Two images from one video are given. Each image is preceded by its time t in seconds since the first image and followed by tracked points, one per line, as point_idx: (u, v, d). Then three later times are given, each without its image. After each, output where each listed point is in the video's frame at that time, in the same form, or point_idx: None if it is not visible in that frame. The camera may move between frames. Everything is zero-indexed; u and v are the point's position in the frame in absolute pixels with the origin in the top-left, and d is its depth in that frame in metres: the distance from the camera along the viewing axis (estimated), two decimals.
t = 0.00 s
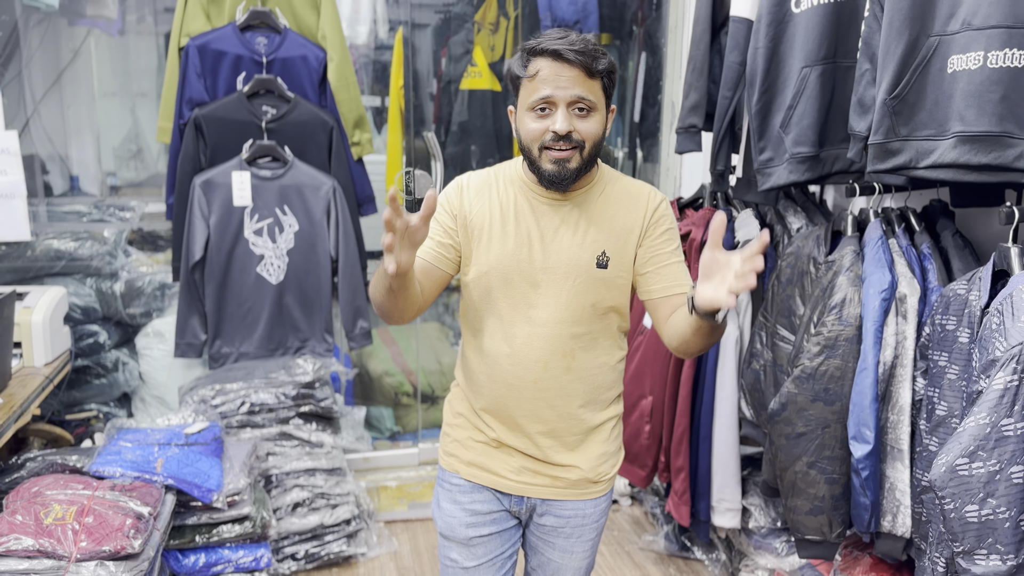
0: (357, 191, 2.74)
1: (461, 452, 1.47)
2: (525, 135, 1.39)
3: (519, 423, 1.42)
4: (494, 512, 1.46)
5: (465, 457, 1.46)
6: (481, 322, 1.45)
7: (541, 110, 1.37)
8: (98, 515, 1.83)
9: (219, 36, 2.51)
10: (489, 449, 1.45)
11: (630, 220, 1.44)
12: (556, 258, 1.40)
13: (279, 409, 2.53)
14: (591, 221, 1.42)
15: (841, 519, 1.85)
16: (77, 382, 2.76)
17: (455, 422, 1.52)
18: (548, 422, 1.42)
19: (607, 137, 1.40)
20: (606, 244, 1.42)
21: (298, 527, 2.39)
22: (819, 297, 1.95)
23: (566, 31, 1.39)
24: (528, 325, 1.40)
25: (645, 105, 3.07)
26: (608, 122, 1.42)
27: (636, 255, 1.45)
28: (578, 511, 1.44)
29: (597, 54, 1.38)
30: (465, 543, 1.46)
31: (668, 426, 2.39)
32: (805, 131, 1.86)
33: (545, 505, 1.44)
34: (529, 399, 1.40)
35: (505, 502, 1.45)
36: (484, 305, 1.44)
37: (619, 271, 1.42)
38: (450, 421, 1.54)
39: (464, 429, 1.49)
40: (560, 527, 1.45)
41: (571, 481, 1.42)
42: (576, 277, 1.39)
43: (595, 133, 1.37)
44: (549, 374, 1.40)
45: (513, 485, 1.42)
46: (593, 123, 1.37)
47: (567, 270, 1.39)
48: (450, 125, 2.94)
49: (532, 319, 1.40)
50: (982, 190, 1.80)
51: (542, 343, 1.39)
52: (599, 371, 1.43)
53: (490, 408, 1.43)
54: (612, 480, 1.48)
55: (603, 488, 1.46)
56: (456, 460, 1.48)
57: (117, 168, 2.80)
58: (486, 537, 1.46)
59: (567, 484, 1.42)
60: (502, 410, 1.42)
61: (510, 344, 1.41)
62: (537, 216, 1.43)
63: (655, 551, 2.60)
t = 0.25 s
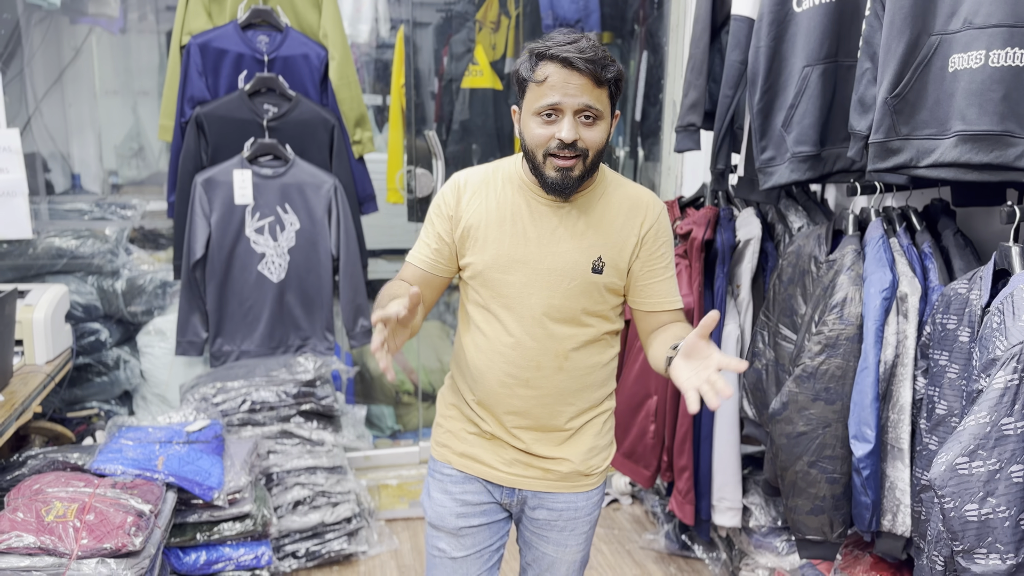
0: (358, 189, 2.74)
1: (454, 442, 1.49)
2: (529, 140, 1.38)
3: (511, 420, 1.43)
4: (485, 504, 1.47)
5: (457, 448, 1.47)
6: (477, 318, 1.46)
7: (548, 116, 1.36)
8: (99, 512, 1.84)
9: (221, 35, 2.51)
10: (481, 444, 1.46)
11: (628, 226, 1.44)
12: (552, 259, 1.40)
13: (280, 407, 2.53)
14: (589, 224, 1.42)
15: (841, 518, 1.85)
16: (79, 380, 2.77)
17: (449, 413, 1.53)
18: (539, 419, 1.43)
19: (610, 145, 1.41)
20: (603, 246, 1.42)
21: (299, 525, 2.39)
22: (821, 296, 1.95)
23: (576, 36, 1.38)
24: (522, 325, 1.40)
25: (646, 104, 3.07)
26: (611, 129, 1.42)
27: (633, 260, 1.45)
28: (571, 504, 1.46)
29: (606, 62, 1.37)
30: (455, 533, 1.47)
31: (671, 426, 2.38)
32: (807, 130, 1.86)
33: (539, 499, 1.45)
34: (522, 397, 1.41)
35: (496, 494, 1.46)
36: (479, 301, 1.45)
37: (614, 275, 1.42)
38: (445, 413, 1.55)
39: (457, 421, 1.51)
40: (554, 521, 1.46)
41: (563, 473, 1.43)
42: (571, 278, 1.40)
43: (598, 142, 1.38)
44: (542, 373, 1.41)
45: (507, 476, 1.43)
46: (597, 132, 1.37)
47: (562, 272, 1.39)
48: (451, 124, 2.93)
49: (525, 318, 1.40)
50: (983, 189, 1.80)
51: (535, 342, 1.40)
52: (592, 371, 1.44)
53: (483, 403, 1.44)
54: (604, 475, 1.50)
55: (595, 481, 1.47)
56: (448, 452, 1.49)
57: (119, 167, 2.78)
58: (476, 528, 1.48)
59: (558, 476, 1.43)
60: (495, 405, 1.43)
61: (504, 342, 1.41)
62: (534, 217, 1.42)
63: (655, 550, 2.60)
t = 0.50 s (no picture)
0: (361, 187, 2.75)
1: (440, 440, 1.48)
2: (512, 124, 1.39)
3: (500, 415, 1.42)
4: (467, 501, 1.47)
5: (443, 446, 1.47)
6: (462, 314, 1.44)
7: (529, 98, 1.38)
8: (101, 509, 1.84)
9: (223, 32, 2.51)
10: (468, 440, 1.45)
11: (614, 217, 1.45)
12: (539, 253, 1.39)
13: (283, 404, 2.54)
14: (576, 216, 1.42)
15: (843, 517, 1.85)
16: (81, 377, 2.78)
17: (434, 411, 1.52)
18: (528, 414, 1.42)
19: (592, 129, 1.43)
20: (590, 240, 1.41)
21: (301, 523, 2.40)
22: (823, 295, 1.95)
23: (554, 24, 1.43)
24: (510, 318, 1.40)
25: (649, 102, 3.07)
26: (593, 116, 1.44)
27: (619, 252, 1.45)
28: (558, 501, 1.45)
29: (583, 46, 1.41)
30: (431, 529, 1.47)
31: (673, 424, 2.36)
32: (809, 129, 1.85)
33: (525, 496, 1.45)
34: (511, 391, 1.41)
35: (480, 491, 1.46)
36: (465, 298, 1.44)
37: (602, 267, 1.42)
38: (429, 409, 1.54)
39: (442, 419, 1.49)
40: (541, 517, 1.46)
41: (548, 471, 1.43)
42: (559, 272, 1.39)
43: (581, 123, 1.39)
44: (531, 368, 1.40)
45: (490, 473, 1.44)
46: (579, 114, 1.39)
47: (551, 265, 1.39)
48: (453, 122, 2.93)
49: (513, 311, 1.40)
50: (985, 188, 1.80)
51: (524, 336, 1.39)
52: (580, 365, 1.43)
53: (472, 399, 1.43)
54: (592, 470, 1.50)
55: (582, 478, 1.47)
56: (435, 448, 1.48)
57: (121, 164, 2.79)
58: (454, 526, 1.48)
59: (544, 473, 1.44)
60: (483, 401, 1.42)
61: (491, 336, 1.40)
62: (521, 210, 1.41)
63: (657, 548, 2.60)
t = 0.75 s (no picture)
0: (363, 185, 2.75)
1: (411, 440, 1.48)
2: (469, 107, 1.39)
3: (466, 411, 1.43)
4: (439, 500, 1.48)
5: (415, 447, 1.48)
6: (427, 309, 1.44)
7: (484, 81, 1.40)
8: (103, 506, 1.84)
9: (226, 29, 2.52)
10: (436, 437, 1.45)
11: (576, 207, 1.44)
12: (500, 246, 1.39)
13: (285, 402, 2.53)
14: (537, 206, 1.42)
15: (845, 516, 1.85)
16: (83, 374, 2.78)
17: (404, 410, 1.52)
18: (494, 408, 1.42)
19: (549, 111, 1.44)
20: (551, 231, 1.41)
21: (303, 520, 2.41)
22: (826, 293, 1.95)
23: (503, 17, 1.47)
24: (472, 312, 1.39)
25: (651, 100, 3.07)
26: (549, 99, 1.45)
27: (582, 242, 1.44)
28: (528, 497, 1.45)
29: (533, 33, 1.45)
30: (407, 526, 1.49)
31: (674, 422, 2.36)
32: (812, 126, 1.85)
33: (497, 494, 1.46)
34: (475, 385, 1.41)
35: (452, 490, 1.47)
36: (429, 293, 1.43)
37: (564, 256, 1.42)
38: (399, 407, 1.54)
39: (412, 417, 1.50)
40: (514, 514, 1.46)
41: (515, 467, 1.44)
42: (519, 264, 1.39)
43: (537, 102, 1.40)
44: (494, 361, 1.40)
45: (459, 472, 1.45)
46: (534, 93, 1.40)
47: (512, 257, 1.38)
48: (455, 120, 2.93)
49: (475, 305, 1.39)
50: (990, 187, 1.80)
51: (486, 329, 1.39)
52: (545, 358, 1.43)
53: (440, 395, 1.43)
54: (563, 463, 1.49)
55: (553, 472, 1.47)
56: (406, 447, 1.49)
57: (124, 162, 2.79)
58: (429, 524, 1.49)
59: (512, 470, 1.44)
60: (450, 396, 1.43)
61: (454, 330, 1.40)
62: (483, 202, 1.41)
63: (659, 546, 2.60)
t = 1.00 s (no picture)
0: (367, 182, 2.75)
1: (381, 442, 1.48)
2: (430, 125, 1.38)
3: (433, 407, 1.43)
4: (416, 497, 1.48)
5: (386, 448, 1.47)
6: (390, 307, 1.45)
7: (442, 98, 1.38)
8: (107, 502, 1.84)
9: (230, 27, 2.52)
10: (405, 436, 1.46)
11: (534, 199, 1.44)
12: (460, 239, 1.39)
13: (288, 399, 2.52)
14: (496, 200, 1.42)
15: (849, 514, 1.85)
16: (88, 371, 2.79)
17: (372, 411, 1.52)
18: (462, 402, 1.43)
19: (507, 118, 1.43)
20: (511, 223, 1.41)
21: (307, 517, 2.42)
22: (830, 291, 1.94)
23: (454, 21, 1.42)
24: (435, 305, 1.40)
25: (655, 98, 3.06)
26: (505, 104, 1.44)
27: (543, 235, 1.45)
28: (504, 490, 1.46)
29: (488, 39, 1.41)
30: (389, 526, 1.50)
31: (677, 421, 2.36)
32: (818, 124, 1.84)
33: (472, 490, 1.46)
34: (442, 379, 1.42)
35: (428, 486, 1.47)
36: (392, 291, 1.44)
37: (525, 249, 1.42)
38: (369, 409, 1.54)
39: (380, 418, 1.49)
40: (491, 510, 1.47)
41: (488, 461, 1.44)
42: (481, 257, 1.39)
43: (496, 113, 1.39)
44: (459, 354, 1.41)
45: (431, 471, 1.45)
46: (492, 104, 1.39)
47: (473, 250, 1.39)
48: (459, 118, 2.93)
49: (437, 298, 1.40)
50: (996, 186, 1.79)
51: (449, 322, 1.40)
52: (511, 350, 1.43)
53: (406, 391, 1.44)
54: (534, 455, 1.50)
55: (526, 463, 1.48)
56: (377, 449, 1.49)
57: (128, 159, 2.79)
58: (409, 521, 1.50)
59: (484, 464, 1.44)
60: (418, 393, 1.43)
61: (418, 325, 1.41)
62: (442, 198, 1.42)
63: (662, 544, 2.59)
